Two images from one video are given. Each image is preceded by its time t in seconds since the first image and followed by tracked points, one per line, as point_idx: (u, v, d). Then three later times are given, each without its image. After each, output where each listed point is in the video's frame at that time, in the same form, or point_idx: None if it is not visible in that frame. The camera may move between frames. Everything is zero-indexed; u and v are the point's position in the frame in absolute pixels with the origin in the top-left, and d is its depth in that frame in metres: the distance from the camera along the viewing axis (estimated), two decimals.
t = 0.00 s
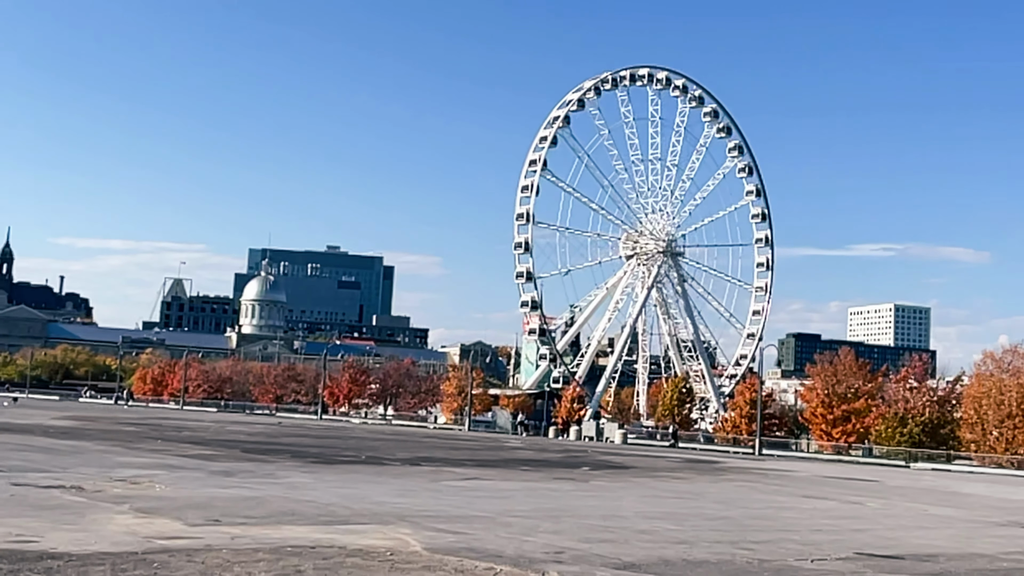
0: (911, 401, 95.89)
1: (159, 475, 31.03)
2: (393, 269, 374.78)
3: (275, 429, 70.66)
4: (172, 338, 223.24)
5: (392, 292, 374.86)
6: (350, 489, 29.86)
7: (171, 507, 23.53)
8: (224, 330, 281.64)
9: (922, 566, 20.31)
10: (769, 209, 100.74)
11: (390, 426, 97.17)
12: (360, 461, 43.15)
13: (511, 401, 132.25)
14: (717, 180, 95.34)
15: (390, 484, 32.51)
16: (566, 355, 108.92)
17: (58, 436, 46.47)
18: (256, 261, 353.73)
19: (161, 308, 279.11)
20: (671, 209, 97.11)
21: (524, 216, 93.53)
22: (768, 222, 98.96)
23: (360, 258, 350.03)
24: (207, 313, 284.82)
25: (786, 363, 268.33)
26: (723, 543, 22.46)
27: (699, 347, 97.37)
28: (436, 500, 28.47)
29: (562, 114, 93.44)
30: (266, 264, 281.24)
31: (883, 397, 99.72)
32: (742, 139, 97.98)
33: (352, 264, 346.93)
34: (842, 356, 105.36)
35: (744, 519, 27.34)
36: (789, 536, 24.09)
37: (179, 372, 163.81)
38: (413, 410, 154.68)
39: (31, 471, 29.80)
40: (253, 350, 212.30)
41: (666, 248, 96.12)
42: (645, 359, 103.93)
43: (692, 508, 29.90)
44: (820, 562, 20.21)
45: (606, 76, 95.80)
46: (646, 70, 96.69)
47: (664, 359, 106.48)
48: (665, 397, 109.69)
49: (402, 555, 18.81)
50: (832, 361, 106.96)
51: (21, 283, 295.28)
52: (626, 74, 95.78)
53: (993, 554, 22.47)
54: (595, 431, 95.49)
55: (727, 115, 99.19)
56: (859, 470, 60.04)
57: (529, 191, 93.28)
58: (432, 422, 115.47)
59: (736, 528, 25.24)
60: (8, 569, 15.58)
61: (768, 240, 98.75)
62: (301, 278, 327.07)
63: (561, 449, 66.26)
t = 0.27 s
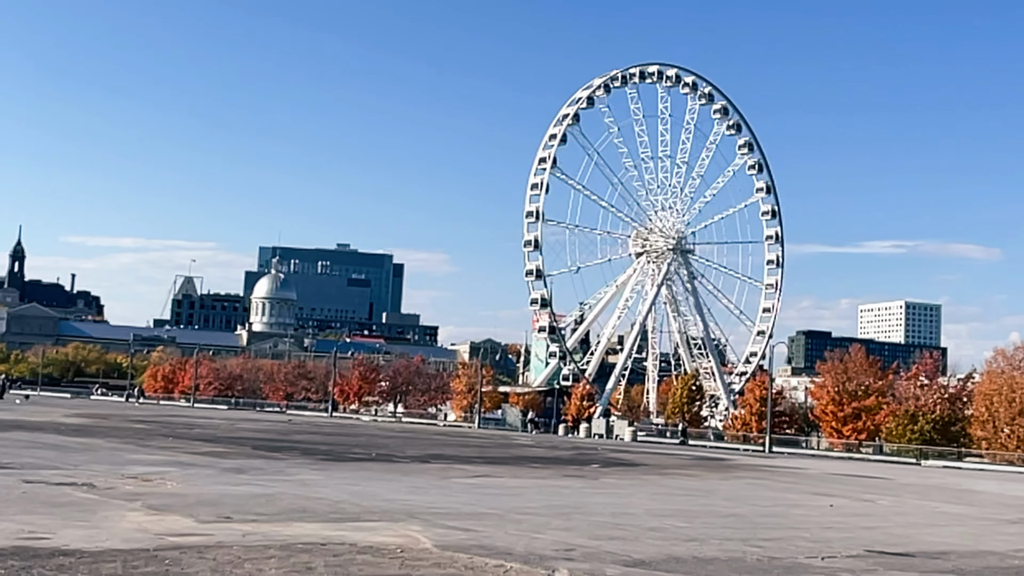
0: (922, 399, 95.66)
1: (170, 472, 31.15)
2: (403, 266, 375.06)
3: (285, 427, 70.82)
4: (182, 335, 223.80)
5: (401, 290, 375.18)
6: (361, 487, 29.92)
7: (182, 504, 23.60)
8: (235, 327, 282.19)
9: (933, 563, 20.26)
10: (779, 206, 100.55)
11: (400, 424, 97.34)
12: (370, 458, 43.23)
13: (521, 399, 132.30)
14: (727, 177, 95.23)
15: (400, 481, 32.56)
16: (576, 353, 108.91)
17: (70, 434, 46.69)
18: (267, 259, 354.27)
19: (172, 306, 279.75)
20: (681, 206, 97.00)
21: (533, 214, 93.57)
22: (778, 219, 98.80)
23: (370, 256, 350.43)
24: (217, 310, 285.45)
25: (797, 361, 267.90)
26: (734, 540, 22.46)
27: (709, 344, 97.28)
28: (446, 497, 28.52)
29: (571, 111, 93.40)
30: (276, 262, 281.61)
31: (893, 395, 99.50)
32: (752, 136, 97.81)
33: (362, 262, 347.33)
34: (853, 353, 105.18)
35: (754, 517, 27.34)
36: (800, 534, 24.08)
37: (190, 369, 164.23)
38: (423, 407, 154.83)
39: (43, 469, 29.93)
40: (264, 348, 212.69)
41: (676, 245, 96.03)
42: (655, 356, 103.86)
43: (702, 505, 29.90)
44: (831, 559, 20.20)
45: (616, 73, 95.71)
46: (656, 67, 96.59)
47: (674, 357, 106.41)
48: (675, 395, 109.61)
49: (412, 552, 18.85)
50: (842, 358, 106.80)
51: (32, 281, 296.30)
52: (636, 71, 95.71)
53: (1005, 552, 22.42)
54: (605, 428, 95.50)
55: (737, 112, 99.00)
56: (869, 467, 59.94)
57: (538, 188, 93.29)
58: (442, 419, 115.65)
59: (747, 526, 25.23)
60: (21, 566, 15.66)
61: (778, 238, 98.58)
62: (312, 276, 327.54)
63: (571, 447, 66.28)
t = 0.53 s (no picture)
0: (932, 396, 95.42)
1: (181, 469, 31.21)
2: (412, 264, 375.31)
3: (295, 424, 70.95)
4: (193, 333, 224.34)
5: (411, 288, 375.52)
6: (370, 484, 29.96)
7: (192, 500, 23.66)
8: (244, 325, 282.69)
9: (943, 562, 20.27)
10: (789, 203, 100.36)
11: (410, 421, 97.50)
12: (380, 455, 43.29)
13: (530, 396, 132.31)
14: (736, 175, 95.08)
15: (409, 478, 32.60)
16: (585, 351, 108.87)
17: (81, 431, 46.82)
18: (276, 257, 354.75)
19: (182, 304, 280.42)
20: (690, 204, 96.88)
21: (542, 212, 93.55)
22: (787, 217, 98.63)
23: (380, 254, 350.66)
24: (227, 308, 286.09)
25: (806, 359, 267.43)
26: (743, 538, 22.43)
27: (718, 342, 97.14)
28: (456, 494, 28.54)
29: (580, 109, 93.34)
30: (286, 259, 282.11)
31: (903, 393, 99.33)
32: (761, 133, 97.69)
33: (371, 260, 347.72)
34: (863, 351, 105.02)
35: (764, 515, 27.30)
36: (809, 532, 24.06)
37: (200, 367, 164.59)
38: (432, 405, 154.98)
39: (54, 465, 30.04)
40: (274, 345, 213.05)
41: (685, 243, 95.92)
42: (664, 354, 103.74)
43: (712, 503, 29.86)
44: (840, 557, 20.18)
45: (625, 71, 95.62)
46: (664, 65, 96.49)
47: (683, 355, 106.29)
48: (684, 392, 109.48)
49: (422, 549, 18.87)
50: (852, 356, 106.69)
51: (43, 279, 297.20)
52: (644, 69, 95.61)
53: (1015, 551, 22.37)
54: (614, 426, 95.47)
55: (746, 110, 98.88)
56: (879, 465, 59.86)
57: (547, 186, 93.24)
58: (451, 417, 115.80)
59: (756, 524, 25.21)
60: (32, 562, 15.74)
61: (788, 235, 98.39)
62: (321, 274, 327.93)
63: (580, 444, 66.32)
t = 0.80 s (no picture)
0: (943, 395, 95.19)
1: (192, 467, 31.28)
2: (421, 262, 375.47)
3: (305, 422, 71.00)
4: (203, 331, 224.75)
5: (420, 286, 375.73)
6: (380, 482, 30.00)
7: (203, 498, 23.71)
8: (254, 323, 283.20)
9: (954, 561, 20.20)
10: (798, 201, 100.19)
11: (420, 419, 97.63)
12: (390, 453, 43.32)
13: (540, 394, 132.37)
14: (745, 173, 94.91)
15: (419, 476, 32.62)
16: (595, 349, 108.80)
17: (93, 428, 47.00)
18: (286, 256, 355.21)
19: (192, 302, 281.07)
20: (700, 202, 96.76)
21: (551, 210, 93.50)
22: (797, 214, 98.45)
23: (389, 252, 350.99)
24: (238, 306, 286.62)
25: (816, 357, 267.06)
26: (754, 536, 22.41)
27: (728, 340, 97.04)
28: (466, 493, 28.57)
29: (589, 107, 93.29)
30: (295, 257, 282.50)
31: (914, 391, 99.07)
32: (771, 131, 97.51)
33: (380, 258, 348.04)
34: (873, 349, 104.79)
35: (774, 513, 27.26)
36: (820, 530, 24.00)
37: (210, 365, 164.96)
38: (442, 403, 155.19)
39: (66, 463, 30.13)
40: (284, 344, 213.45)
41: (695, 241, 95.80)
42: (674, 353, 103.63)
43: (722, 502, 29.82)
44: (851, 556, 20.15)
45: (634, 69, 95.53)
46: (674, 62, 96.38)
47: (693, 353, 106.19)
48: (694, 391, 109.37)
49: (432, 547, 18.88)
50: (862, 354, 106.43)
51: (54, 277, 298.12)
52: (654, 67, 95.49)
53: None
54: (624, 424, 95.40)
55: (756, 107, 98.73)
56: (890, 464, 59.72)
57: (557, 185, 93.21)
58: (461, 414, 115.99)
59: (766, 522, 25.18)
60: (44, 560, 15.77)
61: (798, 233, 98.23)
62: (331, 272, 328.40)
63: (589, 443, 66.30)
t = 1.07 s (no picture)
0: (954, 393, 94.87)
1: (203, 466, 31.35)
2: (431, 260, 375.70)
3: (316, 420, 71.11)
4: (214, 330, 225.22)
5: (430, 285, 376.00)
6: (391, 481, 30.03)
7: (214, 497, 23.76)
8: (265, 322, 283.75)
9: (967, 560, 20.13)
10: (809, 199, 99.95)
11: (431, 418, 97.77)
12: (401, 452, 43.36)
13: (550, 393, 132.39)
14: (756, 171, 94.74)
15: (430, 475, 32.63)
16: (605, 348, 108.72)
17: (104, 427, 47.15)
18: (297, 255, 355.75)
19: (203, 301, 281.67)
20: (710, 200, 96.62)
21: (561, 209, 93.46)
22: (808, 213, 98.22)
23: (400, 251, 351.26)
24: (248, 305, 287.21)
25: (828, 356, 266.43)
26: (765, 536, 22.37)
27: (738, 339, 96.91)
28: (477, 491, 28.57)
29: (599, 106, 93.22)
30: (305, 256, 282.77)
31: (926, 390, 98.76)
32: (781, 129, 97.30)
33: (390, 257, 348.46)
34: (885, 347, 104.49)
35: (785, 512, 27.21)
36: (832, 529, 23.95)
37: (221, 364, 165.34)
38: (452, 401, 155.36)
39: (78, 461, 30.26)
40: (294, 342, 213.85)
41: (705, 240, 95.65)
42: (684, 351, 103.50)
43: (733, 501, 29.78)
44: (862, 555, 20.10)
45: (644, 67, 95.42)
46: (683, 61, 96.26)
47: (704, 352, 106.04)
48: (705, 389, 109.21)
49: (443, 546, 18.90)
50: (873, 353, 106.15)
51: (66, 276, 299.03)
52: (664, 65, 95.36)
53: None
54: (634, 423, 95.33)
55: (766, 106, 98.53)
56: (901, 463, 59.56)
57: (566, 183, 93.17)
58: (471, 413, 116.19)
59: (777, 521, 25.15)
60: (57, 557, 15.82)
61: (808, 231, 98.01)
62: (341, 271, 328.74)
63: (600, 441, 66.24)
